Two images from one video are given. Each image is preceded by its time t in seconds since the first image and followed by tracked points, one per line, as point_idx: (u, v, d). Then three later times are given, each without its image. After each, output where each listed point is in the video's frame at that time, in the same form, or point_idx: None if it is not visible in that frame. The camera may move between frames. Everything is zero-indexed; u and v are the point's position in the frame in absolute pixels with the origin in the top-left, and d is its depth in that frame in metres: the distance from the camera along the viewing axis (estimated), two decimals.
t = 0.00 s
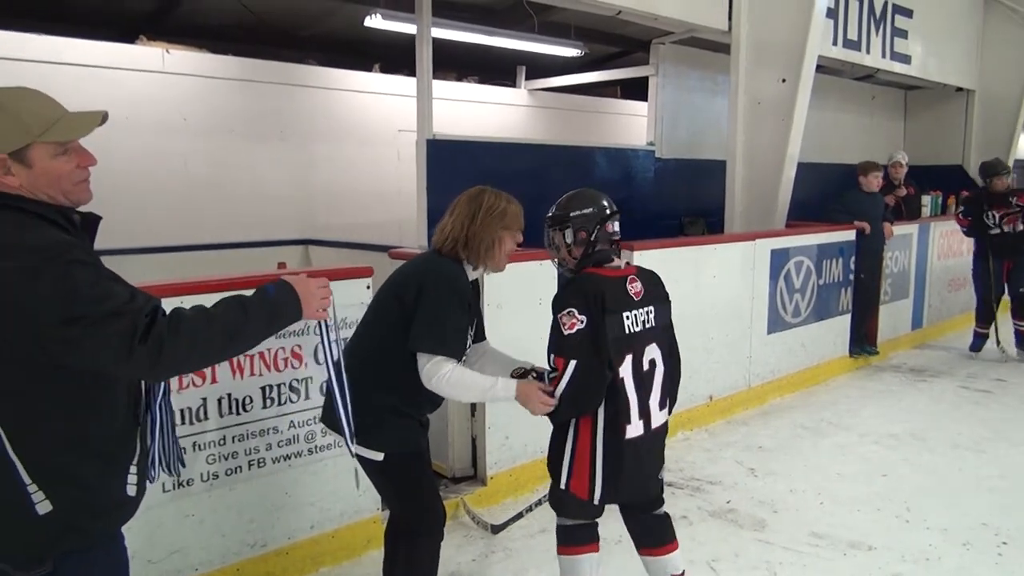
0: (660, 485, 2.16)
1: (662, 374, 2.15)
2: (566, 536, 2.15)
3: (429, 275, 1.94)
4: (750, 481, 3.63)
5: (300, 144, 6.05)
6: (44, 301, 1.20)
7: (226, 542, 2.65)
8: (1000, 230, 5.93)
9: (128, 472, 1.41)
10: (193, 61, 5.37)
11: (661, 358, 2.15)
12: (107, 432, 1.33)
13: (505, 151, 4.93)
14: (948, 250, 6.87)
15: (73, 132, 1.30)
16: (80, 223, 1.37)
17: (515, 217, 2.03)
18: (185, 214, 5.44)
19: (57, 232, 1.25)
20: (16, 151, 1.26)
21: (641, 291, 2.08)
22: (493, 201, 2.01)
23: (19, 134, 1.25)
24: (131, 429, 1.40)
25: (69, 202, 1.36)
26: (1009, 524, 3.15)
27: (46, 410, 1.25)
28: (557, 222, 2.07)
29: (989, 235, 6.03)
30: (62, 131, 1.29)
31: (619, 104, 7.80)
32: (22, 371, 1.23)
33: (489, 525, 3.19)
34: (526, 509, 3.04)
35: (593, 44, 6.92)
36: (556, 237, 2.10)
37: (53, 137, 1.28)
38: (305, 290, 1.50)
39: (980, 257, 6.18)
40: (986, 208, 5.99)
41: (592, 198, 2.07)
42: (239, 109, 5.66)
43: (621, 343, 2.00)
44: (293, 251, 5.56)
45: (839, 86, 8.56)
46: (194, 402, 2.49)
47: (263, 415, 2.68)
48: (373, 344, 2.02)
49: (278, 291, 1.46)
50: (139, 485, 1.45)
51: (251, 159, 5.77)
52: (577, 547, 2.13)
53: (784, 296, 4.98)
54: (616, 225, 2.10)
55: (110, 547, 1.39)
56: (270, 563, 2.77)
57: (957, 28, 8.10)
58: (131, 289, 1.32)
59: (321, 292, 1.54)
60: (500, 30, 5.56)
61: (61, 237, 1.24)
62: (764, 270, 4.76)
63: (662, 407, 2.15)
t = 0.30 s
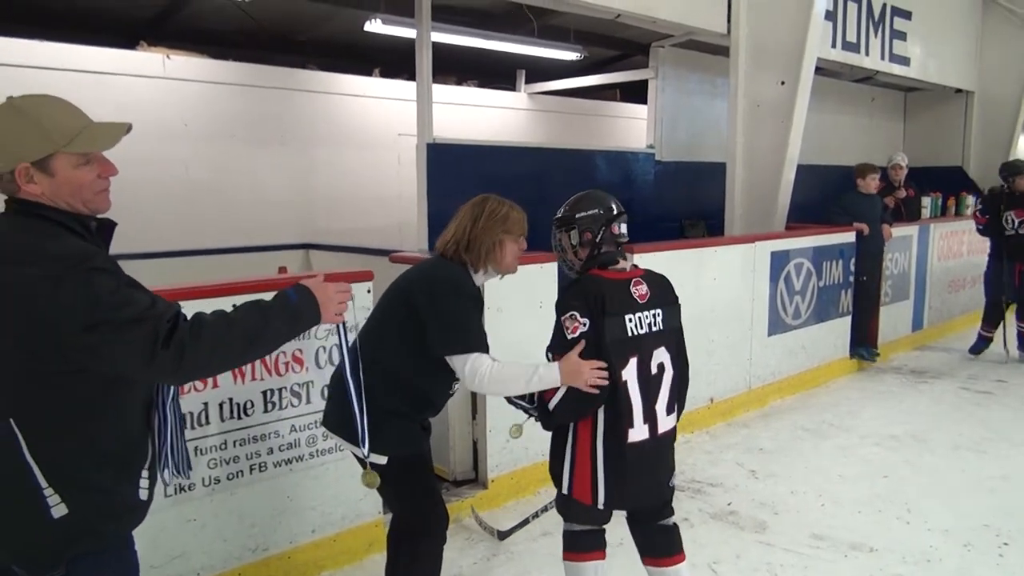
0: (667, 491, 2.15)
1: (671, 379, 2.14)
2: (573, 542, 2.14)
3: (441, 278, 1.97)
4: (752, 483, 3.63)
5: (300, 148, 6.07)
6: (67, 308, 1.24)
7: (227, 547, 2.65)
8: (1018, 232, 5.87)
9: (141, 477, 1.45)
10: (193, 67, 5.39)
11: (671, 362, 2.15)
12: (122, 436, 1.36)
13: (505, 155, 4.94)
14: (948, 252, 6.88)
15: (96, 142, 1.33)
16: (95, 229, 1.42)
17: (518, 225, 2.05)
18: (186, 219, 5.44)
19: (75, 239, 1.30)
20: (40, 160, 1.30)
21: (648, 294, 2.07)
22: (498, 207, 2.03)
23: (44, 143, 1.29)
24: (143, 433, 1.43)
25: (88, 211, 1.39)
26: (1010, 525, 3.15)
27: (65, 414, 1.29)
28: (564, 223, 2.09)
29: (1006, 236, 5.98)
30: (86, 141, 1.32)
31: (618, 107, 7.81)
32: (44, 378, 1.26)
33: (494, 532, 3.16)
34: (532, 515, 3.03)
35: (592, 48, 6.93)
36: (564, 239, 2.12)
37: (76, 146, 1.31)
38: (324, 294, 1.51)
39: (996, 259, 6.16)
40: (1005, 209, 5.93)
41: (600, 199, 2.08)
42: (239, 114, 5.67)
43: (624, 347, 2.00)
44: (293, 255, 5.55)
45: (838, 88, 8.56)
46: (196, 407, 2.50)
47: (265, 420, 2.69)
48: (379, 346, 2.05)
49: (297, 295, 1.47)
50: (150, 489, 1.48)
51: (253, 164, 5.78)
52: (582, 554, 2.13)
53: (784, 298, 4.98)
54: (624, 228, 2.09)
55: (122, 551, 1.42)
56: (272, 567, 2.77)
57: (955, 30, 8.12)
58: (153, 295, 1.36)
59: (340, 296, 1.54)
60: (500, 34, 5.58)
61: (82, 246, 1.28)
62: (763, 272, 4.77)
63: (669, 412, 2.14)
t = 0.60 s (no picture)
0: (659, 492, 2.16)
1: (663, 381, 2.15)
2: (567, 547, 2.14)
3: (437, 281, 1.99)
4: (745, 486, 3.64)
5: (293, 154, 6.07)
6: (69, 314, 1.26)
7: (221, 553, 2.65)
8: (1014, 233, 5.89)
9: (140, 483, 1.48)
10: (186, 73, 5.39)
11: (664, 365, 2.16)
12: (120, 441, 1.39)
13: (497, 160, 4.95)
14: (939, 254, 6.90)
15: (99, 151, 1.38)
16: (95, 236, 1.45)
17: (512, 229, 2.07)
18: (178, 226, 5.44)
19: (75, 245, 1.33)
20: (41, 167, 1.34)
21: (641, 298, 2.08)
22: (494, 213, 2.06)
23: (49, 150, 1.33)
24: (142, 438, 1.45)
25: (87, 219, 1.43)
26: (1002, 525, 3.16)
27: (67, 422, 1.31)
28: (562, 223, 2.08)
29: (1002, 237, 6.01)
30: (89, 149, 1.37)
31: (610, 112, 7.84)
32: (45, 385, 1.29)
33: (489, 537, 3.16)
34: (526, 520, 3.03)
35: (584, 52, 6.96)
36: (560, 239, 2.10)
37: (80, 153, 1.35)
38: (321, 301, 1.54)
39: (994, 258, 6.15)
40: (1004, 209, 5.95)
41: (598, 200, 2.07)
42: (232, 120, 5.67)
43: (617, 352, 2.01)
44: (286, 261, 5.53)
45: (830, 91, 8.60)
46: (188, 413, 2.49)
47: (258, 426, 2.69)
48: (374, 350, 2.05)
49: (296, 303, 1.51)
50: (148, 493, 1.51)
51: (246, 170, 5.78)
52: (577, 558, 2.12)
53: (777, 300, 4.99)
54: (620, 231, 2.10)
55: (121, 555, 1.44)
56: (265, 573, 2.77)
57: (945, 33, 8.17)
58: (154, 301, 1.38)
59: (336, 302, 1.58)
60: (492, 39, 5.59)
61: (80, 253, 1.30)
62: (756, 275, 4.79)
63: (662, 415, 2.14)
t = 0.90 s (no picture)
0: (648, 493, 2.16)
1: (651, 382, 2.16)
2: (555, 549, 2.13)
3: (423, 285, 1.98)
4: (736, 489, 3.64)
5: (282, 160, 6.06)
6: (50, 322, 1.26)
7: (209, 560, 2.63)
8: (1005, 235, 5.92)
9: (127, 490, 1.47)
10: (173, 79, 5.37)
11: (651, 365, 2.17)
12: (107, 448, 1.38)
13: (486, 164, 4.95)
14: (927, 256, 6.94)
15: (85, 159, 1.38)
16: (79, 243, 1.45)
17: (494, 233, 2.06)
18: (167, 232, 5.41)
19: (58, 252, 1.32)
20: (26, 173, 1.34)
21: (629, 300, 2.08)
22: (474, 216, 2.05)
23: (34, 155, 1.33)
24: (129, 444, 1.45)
25: (71, 226, 1.42)
26: (991, 526, 3.17)
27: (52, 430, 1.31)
28: (546, 228, 2.07)
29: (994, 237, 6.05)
30: (75, 156, 1.37)
31: (600, 116, 7.86)
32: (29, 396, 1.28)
33: (478, 542, 3.14)
34: (515, 524, 3.01)
35: (573, 57, 6.97)
36: (544, 243, 2.10)
37: (65, 160, 1.36)
38: (305, 310, 1.48)
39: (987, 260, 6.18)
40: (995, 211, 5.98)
41: (581, 204, 2.07)
42: (220, 126, 5.65)
43: (607, 356, 2.01)
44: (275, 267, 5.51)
45: (818, 96, 8.65)
46: (175, 421, 2.48)
47: (245, 432, 2.67)
48: (360, 355, 2.05)
49: (280, 310, 1.45)
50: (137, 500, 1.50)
51: (234, 176, 5.77)
52: (567, 561, 2.12)
53: (766, 303, 5.01)
54: (605, 235, 2.10)
55: (110, 562, 1.43)
56: None
57: (931, 37, 8.23)
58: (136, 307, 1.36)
59: (319, 311, 1.52)
60: (480, 45, 5.60)
61: (62, 262, 1.29)
62: (745, 279, 4.80)
63: (650, 415, 2.15)
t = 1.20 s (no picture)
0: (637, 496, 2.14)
1: (639, 387, 2.14)
2: (544, 553, 2.12)
3: (413, 292, 1.97)
4: (728, 493, 3.63)
5: (274, 164, 6.04)
6: (22, 339, 1.24)
7: (197, 569, 2.61)
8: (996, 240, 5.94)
9: (110, 499, 1.46)
10: (163, 84, 5.35)
11: (639, 369, 2.15)
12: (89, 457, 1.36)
13: (477, 169, 4.95)
14: (919, 258, 6.95)
15: (66, 163, 1.38)
16: (60, 251, 1.44)
17: (481, 239, 2.05)
18: (157, 238, 5.39)
19: (39, 259, 1.32)
20: (7, 179, 1.33)
21: (614, 305, 2.07)
22: (461, 223, 2.04)
23: (14, 161, 1.32)
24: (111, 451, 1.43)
25: (53, 232, 1.42)
26: (982, 528, 3.16)
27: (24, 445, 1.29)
28: (539, 227, 2.06)
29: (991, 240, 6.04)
30: (56, 161, 1.36)
31: (592, 120, 7.87)
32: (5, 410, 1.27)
33: (469, 547, 3.13)
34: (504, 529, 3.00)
35: (565, 62, 6.98)
36: (534, 242, 2.08)
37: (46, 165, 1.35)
38: (270, 316, 1.48)
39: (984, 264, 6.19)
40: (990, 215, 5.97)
41: (577, 209, 2.06)
42: (210, 132, 5.64)
43: (591, 361, 1.99)
44: (266, 272, 5.49)
45: (809, 99, 8.68)
46: (162, 428, 2.46)
47: (233, 439, 2.65)
48: (347, 361, 2.02)
49: (244, 319, 1.45)
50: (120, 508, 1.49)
51: (225, 182, 5.75)
52: (556, 564, 2.12)
53: (758, 306, 5.01)
54: (596, 242, 2.10)
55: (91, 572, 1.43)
56: None
57: (922, 40, 8.26)
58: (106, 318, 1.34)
59: (285, 316, 1.52)
60: (472, 49, 5.60)
61: (43, 270, 1.28)
62: (736, 282, 4.79)
63: (638, 419, 2.13)
